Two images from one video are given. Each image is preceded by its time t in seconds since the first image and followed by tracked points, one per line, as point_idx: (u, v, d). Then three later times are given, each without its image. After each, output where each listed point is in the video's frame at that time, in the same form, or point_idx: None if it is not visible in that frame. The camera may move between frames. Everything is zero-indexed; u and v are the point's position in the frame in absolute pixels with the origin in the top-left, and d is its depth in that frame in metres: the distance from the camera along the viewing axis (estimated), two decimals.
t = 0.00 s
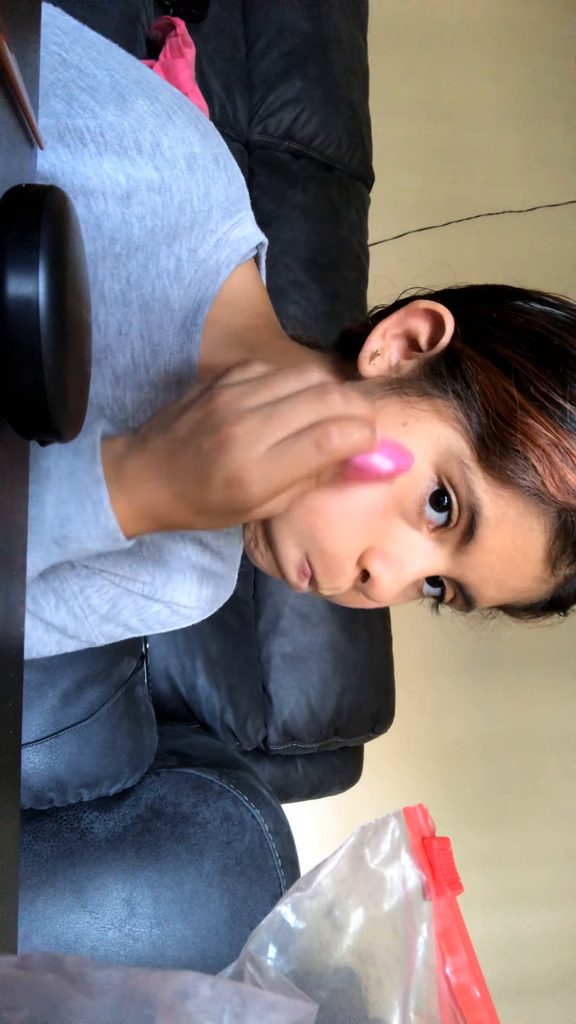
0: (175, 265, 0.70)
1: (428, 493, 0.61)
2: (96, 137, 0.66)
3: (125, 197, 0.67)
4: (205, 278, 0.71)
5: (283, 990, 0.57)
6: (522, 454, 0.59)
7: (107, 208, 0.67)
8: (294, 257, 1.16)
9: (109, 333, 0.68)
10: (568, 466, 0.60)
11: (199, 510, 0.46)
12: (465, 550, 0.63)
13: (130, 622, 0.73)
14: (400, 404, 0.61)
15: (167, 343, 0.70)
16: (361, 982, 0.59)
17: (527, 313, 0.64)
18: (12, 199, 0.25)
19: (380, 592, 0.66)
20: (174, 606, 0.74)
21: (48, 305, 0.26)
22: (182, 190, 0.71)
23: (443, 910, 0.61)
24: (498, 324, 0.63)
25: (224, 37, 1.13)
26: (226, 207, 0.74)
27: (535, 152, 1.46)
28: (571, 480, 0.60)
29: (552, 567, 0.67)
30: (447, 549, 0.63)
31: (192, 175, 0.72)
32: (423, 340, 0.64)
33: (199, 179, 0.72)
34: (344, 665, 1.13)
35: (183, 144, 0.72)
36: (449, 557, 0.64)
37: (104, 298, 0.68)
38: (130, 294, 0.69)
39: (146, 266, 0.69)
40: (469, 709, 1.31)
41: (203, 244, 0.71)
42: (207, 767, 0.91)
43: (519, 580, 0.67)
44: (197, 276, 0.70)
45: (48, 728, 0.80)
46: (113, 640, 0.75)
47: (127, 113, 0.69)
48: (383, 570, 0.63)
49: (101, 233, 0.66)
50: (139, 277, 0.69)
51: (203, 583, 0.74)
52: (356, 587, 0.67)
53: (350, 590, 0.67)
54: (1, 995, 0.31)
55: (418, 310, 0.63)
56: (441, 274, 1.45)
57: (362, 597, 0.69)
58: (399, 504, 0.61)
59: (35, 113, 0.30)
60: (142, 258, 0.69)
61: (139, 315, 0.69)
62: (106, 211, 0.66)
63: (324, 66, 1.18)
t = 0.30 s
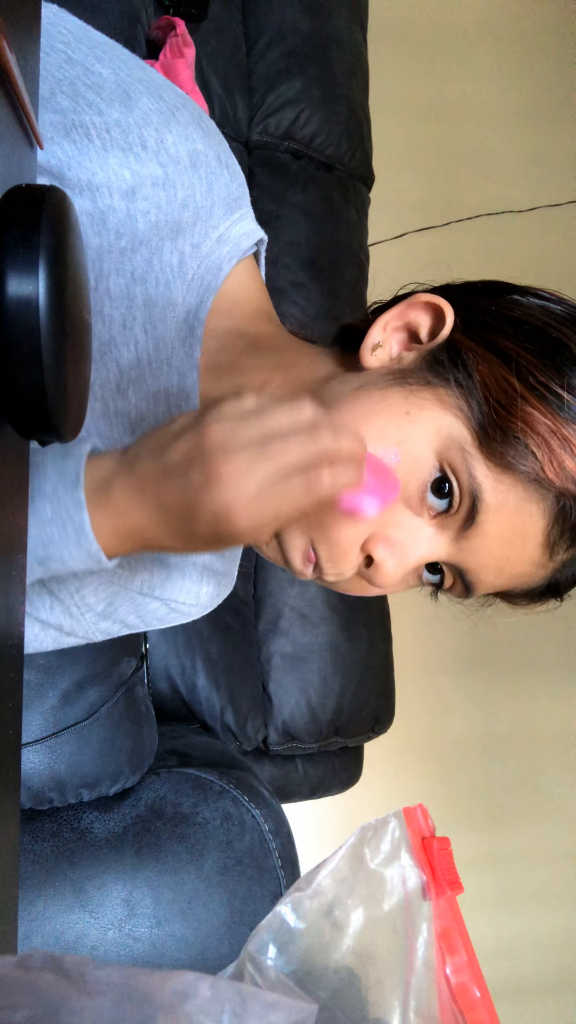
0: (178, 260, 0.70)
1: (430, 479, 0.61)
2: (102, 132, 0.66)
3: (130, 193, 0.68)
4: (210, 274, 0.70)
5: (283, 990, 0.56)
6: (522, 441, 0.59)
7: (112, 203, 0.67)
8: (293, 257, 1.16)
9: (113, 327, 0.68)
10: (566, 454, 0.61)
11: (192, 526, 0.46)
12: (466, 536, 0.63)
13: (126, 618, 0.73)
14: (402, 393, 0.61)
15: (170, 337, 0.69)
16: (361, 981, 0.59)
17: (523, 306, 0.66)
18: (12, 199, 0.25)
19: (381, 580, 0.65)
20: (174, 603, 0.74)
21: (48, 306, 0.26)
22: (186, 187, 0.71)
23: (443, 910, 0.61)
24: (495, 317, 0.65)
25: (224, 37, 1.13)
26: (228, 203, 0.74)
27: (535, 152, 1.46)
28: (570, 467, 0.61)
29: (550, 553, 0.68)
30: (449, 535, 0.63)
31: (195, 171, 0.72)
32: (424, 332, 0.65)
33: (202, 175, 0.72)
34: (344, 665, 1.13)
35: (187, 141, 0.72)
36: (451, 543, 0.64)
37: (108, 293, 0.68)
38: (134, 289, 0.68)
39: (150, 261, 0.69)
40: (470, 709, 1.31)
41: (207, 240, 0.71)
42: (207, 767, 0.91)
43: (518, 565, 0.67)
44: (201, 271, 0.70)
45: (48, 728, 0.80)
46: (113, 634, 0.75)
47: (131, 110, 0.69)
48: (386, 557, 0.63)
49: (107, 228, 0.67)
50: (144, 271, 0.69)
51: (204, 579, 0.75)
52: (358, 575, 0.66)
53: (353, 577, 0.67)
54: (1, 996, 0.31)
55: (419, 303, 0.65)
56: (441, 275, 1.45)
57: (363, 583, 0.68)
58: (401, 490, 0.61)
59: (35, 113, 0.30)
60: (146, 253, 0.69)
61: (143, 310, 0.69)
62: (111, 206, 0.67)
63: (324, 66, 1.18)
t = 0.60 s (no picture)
0: (179, 264, 0.70)
1: (430, 469, 0.62)
2: (103, 138, 0.66)
3: (132, 198, 0.68)
4: (210, 280, 0.71)
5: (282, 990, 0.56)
6: (520, 429, 0.61)
7: (114, 208, 0.67)
8: (293, 257, 1.16)
9: (116, 330, 0.67)
10: (563, 441, 0.62)
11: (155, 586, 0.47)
12: (467, 523, 0.64)
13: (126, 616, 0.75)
14: (403, 386, 0.63)
15: (172, 340, 0.69)
16: (361, 982, 0.59)
17: (518, 298, 0.67)
18: (12, 199, 0.26)
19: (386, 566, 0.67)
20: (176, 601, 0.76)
21: (48, 306, 0.26)
22: (186, 192, 0.71)
23: (443, 910, 0.62)
24: (491, 310, 0.66)
25: (224, 37, 1.12)
26: (227, 207, 0.74)
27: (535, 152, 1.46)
28: (566, 453, 0.63)
29: (551, 537, 0.69)
30: (451, 523, 0.64)
31: (195, 175, 0.72)
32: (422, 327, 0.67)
33: (202, 179, 0.73)
34: (344, 665, 1.13)
35: (187, 145, 0.73)
36: (452, 531, 0.65)
37: (111, 297, 0.67)
38: (136, 293, 0.68)
39: (152, 265, 0.69)
40: (470, 709, 1.31)
41: (207, 245, 0.71)
42: (207, 767, 0.91)
43: (519, 550, 0.68)
44: (201, 276, 0.71)
45: (48, 729, 0.80)
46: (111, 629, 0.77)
47: (132, 116, 0.69)
48: (389, 542, 0.64)
49: (109, 233, 0.66)
50: (146, 275, 0.68)
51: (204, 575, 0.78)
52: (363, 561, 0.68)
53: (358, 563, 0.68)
54: (1, 996, 0.31)
55: (416, 297, 0.67)
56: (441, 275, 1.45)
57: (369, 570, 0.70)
58: (401, 479, 0.62)
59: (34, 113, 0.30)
60: (148, 257, 0.68)
61: (145, 314, 0.68)
62: (113, 211, 0.66)
63: (324, 66, 1.18)
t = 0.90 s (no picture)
0: (180, 268, 0.70)
1: (446, 426, 0.62)
2: (105, 142, 0.66)
3: (133, 202, 0.68)
4: (211, 282, 0.71)
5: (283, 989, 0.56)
6: (534, 384, 0.62)
7: (115, 211, 0.67)
8: (293, 258, 1.16)
9: (117, 332, 0.67)
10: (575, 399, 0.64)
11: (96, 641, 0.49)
12: (484, 483, 0.62)
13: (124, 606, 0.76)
14: (419, 352, 0.65)
15: (172, 343, 0.70)
16: (361, 982, 0.59)
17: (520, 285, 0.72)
18: (11, 200, 0.25)
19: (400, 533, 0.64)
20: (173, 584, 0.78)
21: (48, 306, 0.26)
22: (187, 196, 0.71)
23: (443, 910, 0.62)
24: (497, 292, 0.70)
25: (224, 37, 1.12)
26: (228, 210, 0.74)
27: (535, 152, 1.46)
28: None
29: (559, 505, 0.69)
30: (466, 483, 0.62)
31: (196, 179, 0.72)
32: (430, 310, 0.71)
33: (203, 183, 0.73)
34: (344, 664, 1.13)
35: (188, 149, 0.73)
36: (469, 491, 0.62)
37: (112, 300, 0.67)
38: (138, 295, 0.68)
39: (154, 268, 0.69)
40: (470, 709, 1.31)
41: (208, 248, 0.71)
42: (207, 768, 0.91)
43: (532, 516, 0.67)
44: (202, 279, 0.71)
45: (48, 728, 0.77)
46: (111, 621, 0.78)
47: (133, 120, 0.69)
48: (407, 500, 0.62)
49: (110, 237, 0.66)
50: (147, 279, 0.68)
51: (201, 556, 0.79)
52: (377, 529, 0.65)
53: (372, 532, 0.65)
54: (1, 996, 0.31)
55: (425, 283, 0.71)
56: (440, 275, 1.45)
57: (382, 540, 0.66)
58: (418, 433, 0.61)
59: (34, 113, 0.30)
60: (149, 261, 0.68)
61: (146, 317, 0.68)
62: (114, 214, 0.66)
63: (324, 66, 1.18)
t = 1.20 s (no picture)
0: (180, 268, 0.70)
1: (447, 420, 0.62)
2: (105, 142, 0.66)
3: (133, 201, 0.67)
4: (211, 282, 0.72)
5: (283, 990, 0.56)
6: (535, 375, 0.63)
7: (115, 211, 0.66)
8: (293, 258, 1.16)
9: (118, 332, 0.67)
10: None
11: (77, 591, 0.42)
12: (484, 476, 0.62)
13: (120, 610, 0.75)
14: (420, 346, 0.65)
15: (172, 343, 0.70)
16: (361, 982, 0.59)
17: (517, 283, 0.73)
18: (11, 200, 0.25)
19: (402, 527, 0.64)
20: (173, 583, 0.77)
21: (48, 306, 0.26)
22: (187, 196, 0.71)
23: (443, 910, 0.61)
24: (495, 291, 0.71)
25: (224, 37, 1.13)
26: (228, 209, 0.74)
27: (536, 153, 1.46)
28: None
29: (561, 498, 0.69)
30: (468, 476, 0.62)
31: (195, 179, 0.73)
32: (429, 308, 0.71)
33: (202, 183, 0.73)
34: (344, 664, 1.13)
35: (187, 150, 0.73)
36: (470, 484, 0.63)
37: (112, 299, 0.66)
38: (139, 295, 0.68)
39: (154, 268, 0.69)
40: (471, 710, 1.31)
41: (208, 248, 0.72)
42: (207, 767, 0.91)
43: (533, 509, 0.67)
44: (202, 279, 0.71)
45: (48, 729, 0.80)
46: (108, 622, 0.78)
47: (133, 121, 0.69)
48: (410, 493, 0.61)
49: (110, 236, 0.66)
50: (147, 278, 0.68)
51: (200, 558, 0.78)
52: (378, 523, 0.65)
53: (374, 526, 0.65)
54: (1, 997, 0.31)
55: (424, 281, 0.71)
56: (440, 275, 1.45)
57: (383, 534, 0.67)
58: (420, 427, 0.61)
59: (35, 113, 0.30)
60: (149, 261, 0.69)
61: (147, 316, 0.68)
62: (114, 214, 0.66)
63: (324, 66, 1.18)
